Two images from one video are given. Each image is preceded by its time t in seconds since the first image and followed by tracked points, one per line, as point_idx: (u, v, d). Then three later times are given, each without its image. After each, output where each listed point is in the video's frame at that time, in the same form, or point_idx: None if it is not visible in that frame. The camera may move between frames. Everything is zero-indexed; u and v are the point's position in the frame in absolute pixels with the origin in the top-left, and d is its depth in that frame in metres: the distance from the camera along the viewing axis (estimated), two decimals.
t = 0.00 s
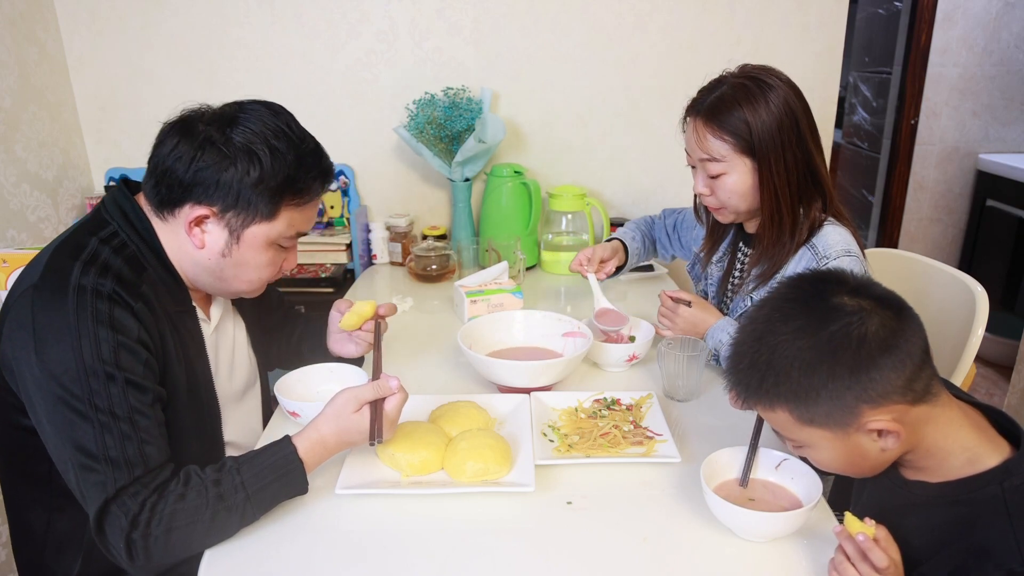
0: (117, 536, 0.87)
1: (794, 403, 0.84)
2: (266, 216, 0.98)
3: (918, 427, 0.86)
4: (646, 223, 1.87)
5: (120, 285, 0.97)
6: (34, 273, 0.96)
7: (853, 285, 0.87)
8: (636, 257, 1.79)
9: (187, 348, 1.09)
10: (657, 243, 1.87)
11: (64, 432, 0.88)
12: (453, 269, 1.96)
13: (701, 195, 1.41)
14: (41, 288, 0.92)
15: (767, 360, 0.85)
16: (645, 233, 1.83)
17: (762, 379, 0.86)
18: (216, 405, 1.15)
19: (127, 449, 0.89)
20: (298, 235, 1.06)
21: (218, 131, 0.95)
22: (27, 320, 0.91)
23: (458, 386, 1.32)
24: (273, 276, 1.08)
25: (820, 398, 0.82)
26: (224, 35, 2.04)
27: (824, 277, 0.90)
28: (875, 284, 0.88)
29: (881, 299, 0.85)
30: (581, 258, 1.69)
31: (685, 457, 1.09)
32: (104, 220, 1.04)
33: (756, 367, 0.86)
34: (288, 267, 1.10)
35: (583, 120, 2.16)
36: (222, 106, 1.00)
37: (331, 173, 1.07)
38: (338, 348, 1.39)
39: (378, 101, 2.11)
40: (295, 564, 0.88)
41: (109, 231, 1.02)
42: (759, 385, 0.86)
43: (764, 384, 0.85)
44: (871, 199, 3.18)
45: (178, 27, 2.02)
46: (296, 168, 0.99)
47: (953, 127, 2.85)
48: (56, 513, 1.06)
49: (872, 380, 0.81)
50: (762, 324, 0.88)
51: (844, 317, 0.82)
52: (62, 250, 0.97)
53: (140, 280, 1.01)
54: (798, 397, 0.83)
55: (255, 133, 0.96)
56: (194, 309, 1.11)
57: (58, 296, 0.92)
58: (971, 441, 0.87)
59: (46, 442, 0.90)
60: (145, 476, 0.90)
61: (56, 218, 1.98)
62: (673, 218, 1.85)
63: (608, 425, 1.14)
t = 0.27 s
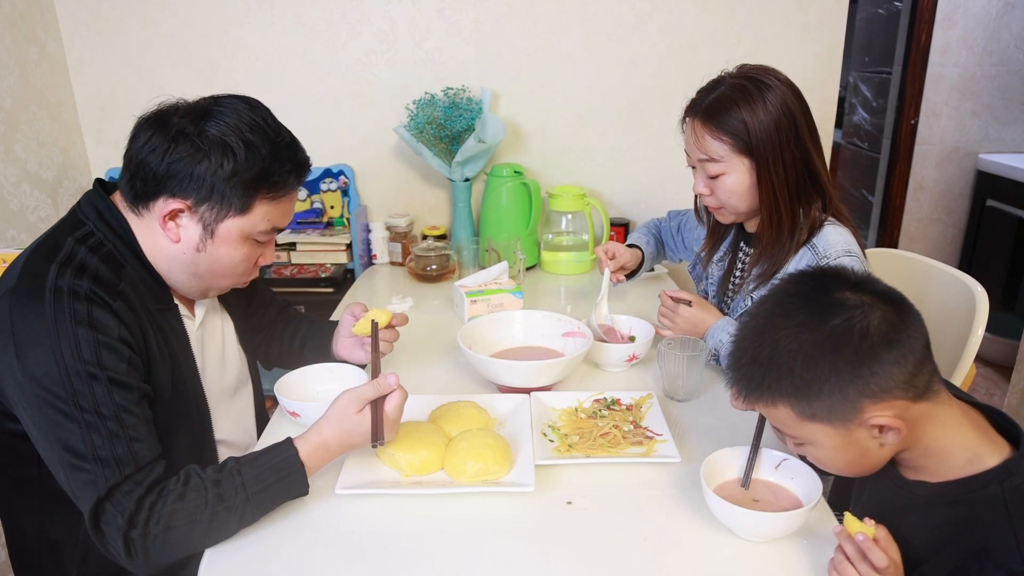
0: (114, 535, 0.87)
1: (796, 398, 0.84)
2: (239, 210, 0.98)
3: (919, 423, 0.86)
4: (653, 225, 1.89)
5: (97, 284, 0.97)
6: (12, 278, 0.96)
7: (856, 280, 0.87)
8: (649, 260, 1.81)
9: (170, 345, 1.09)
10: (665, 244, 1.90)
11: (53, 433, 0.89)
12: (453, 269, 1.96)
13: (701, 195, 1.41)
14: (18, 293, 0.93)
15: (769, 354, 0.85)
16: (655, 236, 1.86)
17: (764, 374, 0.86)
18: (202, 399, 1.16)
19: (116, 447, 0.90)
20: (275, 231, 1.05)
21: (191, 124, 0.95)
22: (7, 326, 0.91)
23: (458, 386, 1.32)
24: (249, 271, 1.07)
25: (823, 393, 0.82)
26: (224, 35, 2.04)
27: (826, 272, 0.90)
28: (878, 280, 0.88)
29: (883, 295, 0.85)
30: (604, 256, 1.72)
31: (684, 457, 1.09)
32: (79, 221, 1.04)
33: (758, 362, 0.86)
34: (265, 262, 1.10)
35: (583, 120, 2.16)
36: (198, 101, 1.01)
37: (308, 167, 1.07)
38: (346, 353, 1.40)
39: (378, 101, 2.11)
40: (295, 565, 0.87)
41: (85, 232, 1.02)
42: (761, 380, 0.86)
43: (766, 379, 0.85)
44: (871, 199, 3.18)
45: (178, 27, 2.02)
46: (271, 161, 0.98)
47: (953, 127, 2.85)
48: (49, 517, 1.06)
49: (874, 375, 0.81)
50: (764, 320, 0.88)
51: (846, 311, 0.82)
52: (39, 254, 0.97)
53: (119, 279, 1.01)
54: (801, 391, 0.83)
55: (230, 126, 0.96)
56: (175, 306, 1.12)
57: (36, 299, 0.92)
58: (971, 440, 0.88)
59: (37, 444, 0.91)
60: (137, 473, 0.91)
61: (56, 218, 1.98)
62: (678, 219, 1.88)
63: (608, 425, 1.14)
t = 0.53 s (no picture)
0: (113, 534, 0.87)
1: (796, 396, 0.84)
2: (227, 193, 0.98)
3: (919, 422, 0.86)
4: (651, 224, 1.89)
5: (92, 284, 0.97)
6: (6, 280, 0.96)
7: (857, 279, 0.87)
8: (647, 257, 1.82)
9: (167, 344, 1.09)
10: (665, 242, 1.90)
11: (50, 434, 0.89)
12: (453, 269, 1.96)
13: (699, 190, 1.41)
14: (13, 294, 0.93)
15: (769, 353, 0.85)
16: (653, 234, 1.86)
17: (764, 372, 0.86)
18: (200, 396, 1.15)
19: (113, 447, 0.90)
20: (265, 210, 1.06)
21: (165, 116, 0.95)
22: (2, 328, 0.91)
23: (458, 386, 1.32)
24: (248, 255, 1.08)
25: (823, 391, 0.82)
26: (224, 35, 2.04)
27: (828, 271, 0.90)
28: (878, 279, 0.88)
29: (884, 294, 0.85)
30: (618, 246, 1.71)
31: (684, 457, 1.09)
32: (72, 220, 1.04)
33: (759, 360, 0.86)
34: (259, 243, 1.11)
35: (583, 120, 2.16)
36: (166, 92, 1.00)
37: (287, 141, 1.07)
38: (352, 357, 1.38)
39: (378, 101, 2.11)
40: (295, 564, 0.87)
41: (78, 231, 1.02)
42: (761, 378, 0.86)
43: (767, 377, 0.85)
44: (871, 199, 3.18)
45: (178, 27, 2.02)
46: (249, 141, 0.98)
47: (953, 127, 2.85)
48: (49, 518, 1.06)
49: (874, 373, 0.81)
50: (765, 318, 0.88)
51: (846, 310, 0.82)
52: (33, 255, 0.97)
53: (113, 278, 1.01)
54: (801, 390, 0.83)
55: (203, 111, 0.96)
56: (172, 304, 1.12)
57: (30, 301, 0.92)
58: (972, 440, 0.88)
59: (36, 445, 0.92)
60: (135, 473, 0.91)
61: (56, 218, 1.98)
62: (677, 218, 1.87)
63: (608, 424, 1.14)
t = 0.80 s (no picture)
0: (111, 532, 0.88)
1: (794, 397, 0.84)
2: (219, 182, 0.98)
3: (919, 425, 0.86)
4: (633, 231, 1.84)
5: (91, 282, 0.97)
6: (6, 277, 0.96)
7: (862, 283, 0.87)
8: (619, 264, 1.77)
9: (168, 342, 1.09)
10: (645, 250, 1.84)
11: (49, 433, 0.89)
12: (453, 269, 1.96)
13: (700, 184, 1.41)
14: (12, 293, 0.93)
15: (770, 354, 0.85)
16: (630, 241, 1.80)
17: (764, 372, 0.86)
18: (201, 395, 1.15)
19: (111, 446, 0.90)
20: (259, 200, 1.05)
21: (155, 106, 0.95)
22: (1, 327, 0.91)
23: (458, 386, 1.32)
24: (240, 245, 1.08)
25: (821, 394, 0.82)
26: (224, 35, 2.04)
27: (834, 273, 0.89)
28: (885, 284, 0.87)
29: (889, 299, 0.85)
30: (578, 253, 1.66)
31: (684, 457, 1.09)
32: (71, 219, 1.04)
33: (759, 360, 0.86)
34: (253, 234, 1.10)
35: (583, 120, 2.16)
36: (157, 82, 1.00)
37: (280, 129, 1.07)
38: (352, 358, 1.38)
39: (378, 101, 2.11)
40: (294, 564, 0.87)
41: (76, 230, 1.02)
42: (761, 377, 0.86)
43: (766, 377, 0.86)
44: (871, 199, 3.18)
45: (178, 27, 2.02)
46: (240, 130, 0.98)
47: (953, 127, 2.85)
48: (52, 518, 1.06)
49: (873, 379, 0.81)
50: (768, 317, 0.88)
51: (850, 315, 0.82)
52: (32, 254, 0.97)
53: (112, 276, 1.01)
54: (799, 391, 0.83)
55: (194, 101, 0.96)
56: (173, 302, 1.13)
57: (29, 299, 0.92)
58: (972, 440, 0.88)
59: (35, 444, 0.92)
60: (133, 471, 0.91)
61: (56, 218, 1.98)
62: (668, 222, 1.84)
63: (608, 424, 1.14)
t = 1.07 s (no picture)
0: (111, 532, 0.87)
1: (797, 397, 0.84)
2: (226, 182, 0.98)
3: (921, 425, 0.86)
4: (615, 241, 1.80)
5: (96, 283, 0.97)
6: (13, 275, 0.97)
7: (864, 283, 0.87)
8: (594, 279, 1.73)
9: (172, 343, 1.09)
10: (633, 257, 1.81)
11: (52, 434, 0.89)
12: (453, 269, 1.96)
13: (701, 179, 1.40)
14: (18, 294, 0.93)
15: (773, 354, 0.85)
16: (606, 254, 1.77)
17: (766, 372, 0.86)
18: (205, 397, 1.15)
19: (115, 447, 0.90)
20: (264, 200, 1.05)
21: (164, 105, 0.95)
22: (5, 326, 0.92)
23: (458, 386, 1.32)
24: (247, 245, 1.08)
25: (825, 394, 0.82)
26: (224, 35, 2.04)
27: (836, 272, 0.89)
28: (887, 283, 0.87)
29: (891, 298, 0.85)
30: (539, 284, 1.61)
31: (684, 457, 1.09)
32: (77, 219, 1.04)
33: (761, 360, 0.86)
34: (258, 234, 1.10)
35: (583, 120, 2.16)
36: (163, 82, 1.00)
37: (286, 130, 1.07)
38: (351, 357, 1.38)
39: (378, 101, 2.11)
40: (294, 563, 0.87)
41: (82, 230, 1.02)
42: (763, 378, 0.86)
43: (768, 377, 0.86)
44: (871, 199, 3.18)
45: (178, 27, 2.02)
46: (247, 130, 0.98)
47: (953, 127, 2.85)
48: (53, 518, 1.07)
49: (877, 378, 0.81)
50: (770, 317, 0.87)
51: (852, 314, 0.82)
52: (38, 253, 0.97)
53: (116, 277, 1.01)
54: (802, 392, 0.83)
55: (200, 100, 0.96)
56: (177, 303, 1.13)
57: (35, 299, 0.92)
58: (973, 440, 0.88)
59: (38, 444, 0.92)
60: (137, 473, 0.91)
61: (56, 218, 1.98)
62: (661, 227, 1.81)
63: (608, 424, 1.14)
